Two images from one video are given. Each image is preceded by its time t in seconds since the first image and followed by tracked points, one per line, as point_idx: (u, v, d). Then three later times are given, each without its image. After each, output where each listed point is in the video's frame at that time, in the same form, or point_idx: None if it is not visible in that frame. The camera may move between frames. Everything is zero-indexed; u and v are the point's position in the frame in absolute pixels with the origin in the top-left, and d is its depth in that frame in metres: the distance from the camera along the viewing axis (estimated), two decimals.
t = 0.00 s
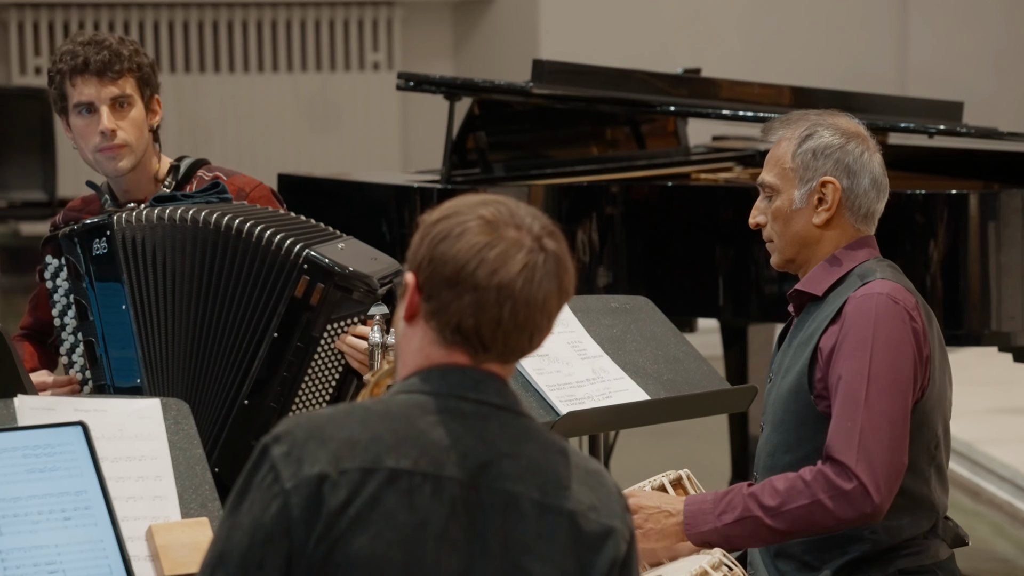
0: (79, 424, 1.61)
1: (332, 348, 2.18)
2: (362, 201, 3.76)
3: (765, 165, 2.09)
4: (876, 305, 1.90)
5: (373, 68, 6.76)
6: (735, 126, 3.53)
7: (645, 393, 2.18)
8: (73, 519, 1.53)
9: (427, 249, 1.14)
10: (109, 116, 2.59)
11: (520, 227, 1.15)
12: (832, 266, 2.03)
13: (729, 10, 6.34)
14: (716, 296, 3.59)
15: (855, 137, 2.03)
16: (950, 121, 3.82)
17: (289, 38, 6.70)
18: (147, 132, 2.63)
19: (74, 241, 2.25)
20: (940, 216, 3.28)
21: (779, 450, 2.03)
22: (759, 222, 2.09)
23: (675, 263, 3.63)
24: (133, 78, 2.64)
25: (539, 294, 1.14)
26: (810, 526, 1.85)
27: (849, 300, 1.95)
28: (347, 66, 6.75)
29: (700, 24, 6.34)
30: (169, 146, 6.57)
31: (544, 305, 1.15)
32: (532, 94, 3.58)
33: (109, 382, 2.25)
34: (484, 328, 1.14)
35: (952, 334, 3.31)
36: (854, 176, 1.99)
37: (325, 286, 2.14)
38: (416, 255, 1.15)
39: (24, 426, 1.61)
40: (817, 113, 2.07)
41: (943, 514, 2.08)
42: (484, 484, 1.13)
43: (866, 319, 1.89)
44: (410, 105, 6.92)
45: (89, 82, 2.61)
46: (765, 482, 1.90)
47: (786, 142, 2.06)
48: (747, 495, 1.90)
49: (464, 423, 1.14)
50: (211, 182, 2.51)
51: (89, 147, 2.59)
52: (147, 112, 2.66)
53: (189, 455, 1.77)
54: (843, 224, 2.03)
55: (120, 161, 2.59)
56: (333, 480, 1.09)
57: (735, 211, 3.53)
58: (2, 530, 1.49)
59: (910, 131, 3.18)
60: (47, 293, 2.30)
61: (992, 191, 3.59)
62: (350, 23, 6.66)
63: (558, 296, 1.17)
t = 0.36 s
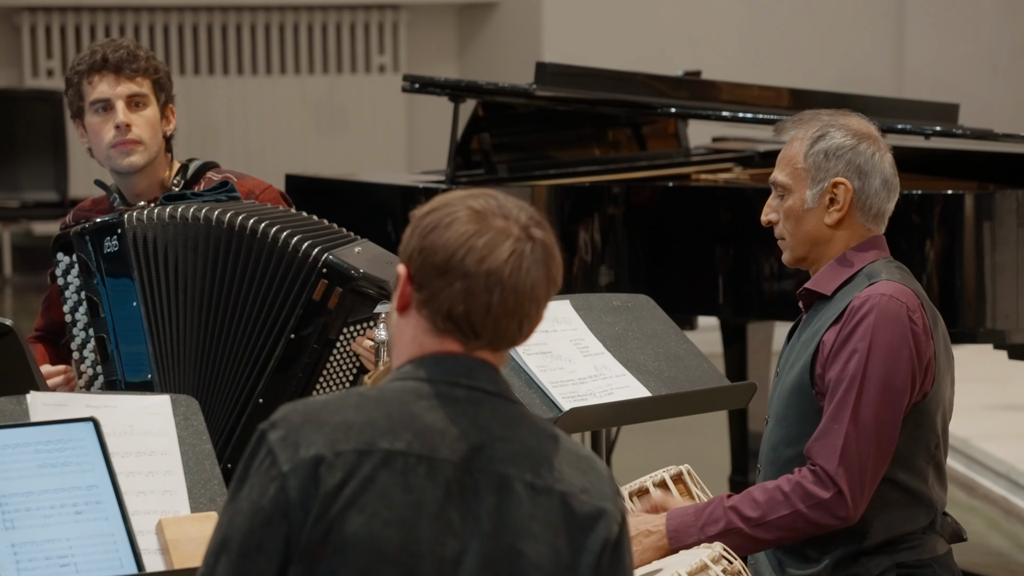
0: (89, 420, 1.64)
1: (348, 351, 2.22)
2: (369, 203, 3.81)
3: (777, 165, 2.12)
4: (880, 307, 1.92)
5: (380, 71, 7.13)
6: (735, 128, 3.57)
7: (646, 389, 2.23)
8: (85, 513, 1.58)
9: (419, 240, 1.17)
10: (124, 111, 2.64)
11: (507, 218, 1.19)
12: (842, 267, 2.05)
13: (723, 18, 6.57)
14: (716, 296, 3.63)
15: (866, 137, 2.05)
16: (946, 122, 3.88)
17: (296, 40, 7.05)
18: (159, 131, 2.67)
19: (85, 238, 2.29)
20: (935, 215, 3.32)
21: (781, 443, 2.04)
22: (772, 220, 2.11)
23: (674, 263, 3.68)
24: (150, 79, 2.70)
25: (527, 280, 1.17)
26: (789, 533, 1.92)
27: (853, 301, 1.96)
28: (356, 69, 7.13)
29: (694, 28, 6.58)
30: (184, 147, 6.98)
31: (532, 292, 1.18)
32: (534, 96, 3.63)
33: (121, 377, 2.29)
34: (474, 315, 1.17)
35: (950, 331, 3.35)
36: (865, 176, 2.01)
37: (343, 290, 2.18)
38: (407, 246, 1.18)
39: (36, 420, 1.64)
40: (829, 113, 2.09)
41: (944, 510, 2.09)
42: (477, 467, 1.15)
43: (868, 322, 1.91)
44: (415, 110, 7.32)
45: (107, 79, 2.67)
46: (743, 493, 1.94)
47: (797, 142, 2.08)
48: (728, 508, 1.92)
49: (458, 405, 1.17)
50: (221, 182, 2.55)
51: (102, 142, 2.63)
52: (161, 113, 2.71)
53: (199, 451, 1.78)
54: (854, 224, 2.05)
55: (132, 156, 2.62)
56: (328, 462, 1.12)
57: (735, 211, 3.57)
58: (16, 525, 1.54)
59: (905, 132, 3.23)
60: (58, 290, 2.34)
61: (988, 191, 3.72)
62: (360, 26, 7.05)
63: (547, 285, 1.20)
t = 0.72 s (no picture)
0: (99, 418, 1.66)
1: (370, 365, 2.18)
2: (374, 202, 3.87)
3: (795, 159, 2.14)
4: (893, 306, 1.94)
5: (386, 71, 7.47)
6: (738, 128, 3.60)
7: (650, 387, 2.25)
8: (95, 509, 1.61)
9: (396, 233, 1.21)
10: (148, 103, 2.68)
11: (483, 208, 1.22)
12: (854, 263, 2.07)
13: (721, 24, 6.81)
14: (718, 294, 3.65)
15: (887, 138, 2.07)
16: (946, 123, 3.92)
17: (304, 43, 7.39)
18: (177, 126, 2.72)
19: (94, 238, 2.33)
20: (935, 214, 3.36)
21: (785, 438, 2.07)
22: (784, 211, 2.13)
23: (676, 261, 3.71)
24: (172, 76, 2.75)
25: (504, 266, 1.20)
26: (799, 527, 1.94)
27: (864, 299, 1.98)
28: (362, 70, 7.48)
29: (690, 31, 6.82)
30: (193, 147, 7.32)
31: (510, 278, 1.21)
32: (539, 97, 3.66)
33: (131, 376, 2.32)
34: (455, 303, 1.19)
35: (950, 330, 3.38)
36: (882, 176, 2.04)
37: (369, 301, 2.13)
38: (386, 240, 1.21)
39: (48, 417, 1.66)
40: (853, 111, 2.11)
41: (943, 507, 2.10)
42: (463, 450, 1.17)
43: (880, 321, 1.94)
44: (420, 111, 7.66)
45: (132, 70, 2.70)
46: (758, 482, 1.97)
47: (819, 137, 2.10)
48: (741, 495, 1.96)
49: (442, 389, 1.19)
50: (229, 182, 2.58)
51: (123, 132, 2.65)
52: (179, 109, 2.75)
53: (208, 447, 1.80)
54: (866, 222, 2.07)
55: (152, 148, 2.65)
56: (317, 448, 1.14)
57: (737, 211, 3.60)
58: (28, 521, 1.58)
59: (906, 132, 3.27)
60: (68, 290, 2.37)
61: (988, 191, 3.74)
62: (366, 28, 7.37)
63: (524, 271, 1.23)
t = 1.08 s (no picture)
0: (107, 415, 1.68)
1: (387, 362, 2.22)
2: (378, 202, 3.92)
3: (786, 161, 2.16)
4: (882, 304, 1.97)
5: (391, 73, 7.70)
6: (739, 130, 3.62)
7: (650, 384, 2.28)
8: (103, 506, 1.64)
9: (364, 230, 1.23)
10: (150, 110, 2.70)
11: (447, 201, 1.25)
12: (847, 262, 2.10)
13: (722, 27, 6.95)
14: (719, 293, 3.67)
15: (876, 139, 2.09)
16: (945, 124, 3.96)
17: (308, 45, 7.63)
18: (179, 131, 2.74)
19: (100, 238, 2.37)
20: (934, 215, 3.38)
21: (782, 436, 2.10)
22: (778, 214, 2.16)
23: (677, 260, 3.74)
24: (176, 79, 2.76)
25: (472, 255, 1.23)
26: (791, 525, 1.97)
27: (854, 299, 2.01)
28: (366, 71, 7.71)
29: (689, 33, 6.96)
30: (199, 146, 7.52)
31: (478, 267, 1.23)
32: (541, 97, 3.69)
33: (138, 374, 2.34)
34: (424, 294, 1.22)
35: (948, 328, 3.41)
36: (873, 177, 2.06)
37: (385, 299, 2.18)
38: (355, 239, 1.24)
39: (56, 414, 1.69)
40: (842, 113, 2.13)
41: (939, 503, 2.13)
42: (439, 436, 1.19)
43: (869, 319, 1.96)
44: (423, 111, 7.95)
45: (135, 76, 2.72)
46: (747, 486, 2.00)
47: (809, 140, 2.13)
48: (731, 500, 1.99)
49: (415, 378, 1.21)
50: (232, 182, 2.60)
51: (125, 138, 2.68)
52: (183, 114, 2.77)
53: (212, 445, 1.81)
54: (859, 223, 2.10)
55: (154, 155, 2.68)
56: (295, 440, 1.16)
57: (737, 212, 3.63)
58: (37, 517, 1.61)
59: (904, 133, 3.29)
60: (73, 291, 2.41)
61: (985, 191, 3.78)
62: (372, 29, 7.61)
63: (491, 261, 1.26)
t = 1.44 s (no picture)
0: (113, 412, 1.73)
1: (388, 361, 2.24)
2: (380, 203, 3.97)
3: (776, 165, 2.19)
4: (872, 297, 2.00)
5: (393, 74, 7.74)
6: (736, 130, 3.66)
7: (650, 382, 2.32)
8: (109, 501, 1.67)
9: (326, 232, 1.28)
10: (154, 116, 2.73)
11: (408, 200, 1.30)
12: (840, 259, 2.13)
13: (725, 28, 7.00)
14: (716, 292, 3.72)
15: (864, 141, 2.12)
16: (941, 124, 3.99)
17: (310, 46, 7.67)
18: (187, 132, 2.77)
19: (102, 239, 2.40)
20: (929, 214, 3.42)
21: (778, 434, 2.13)
22: (769, 218, 2.19)
23: (677, 259, 3.78)
24: (181, 82, 2.79)
25: (434, 250, 1.27)
26: (785, 513, 2.00)
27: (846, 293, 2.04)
28: (368, 71, 7.75)
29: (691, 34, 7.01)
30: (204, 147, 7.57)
31: (440, 262, 1.28)
32: (541, 97, 3.73)
33: (137, 369, 2.40)
34: (390, 290, 1.26)
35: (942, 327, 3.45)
36: (863, 178, 2.10)
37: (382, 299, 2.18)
38: (318, 241, 1.28)
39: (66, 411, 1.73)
40: (829, 116, 2.16)
41: (935, 497, 2.16)
42: (414, 424, 1.23)
43: (859, 311, 2.00)
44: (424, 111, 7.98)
45: (140, 83, 2.75)
46: (744, 474, 2.03)
47: (798, 143, 2.16)
48: (727, 489, 2.02)
49: (386, 372, 1.25)
50: (233, 181, 2.63)
51: (130, 143, 2.71)
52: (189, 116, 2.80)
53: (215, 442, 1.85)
54: (850, 223, 2.13)
55: (161, 160, 2.70)
56: (273, 433, 1.20)
57: (734, 211, 3.66)
58: (43, 512, 1.63)
59: (899, 133, 3.32)
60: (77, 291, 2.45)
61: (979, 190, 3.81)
62: (373, 30, 7.65)
63: (453, 257, 1.30)
